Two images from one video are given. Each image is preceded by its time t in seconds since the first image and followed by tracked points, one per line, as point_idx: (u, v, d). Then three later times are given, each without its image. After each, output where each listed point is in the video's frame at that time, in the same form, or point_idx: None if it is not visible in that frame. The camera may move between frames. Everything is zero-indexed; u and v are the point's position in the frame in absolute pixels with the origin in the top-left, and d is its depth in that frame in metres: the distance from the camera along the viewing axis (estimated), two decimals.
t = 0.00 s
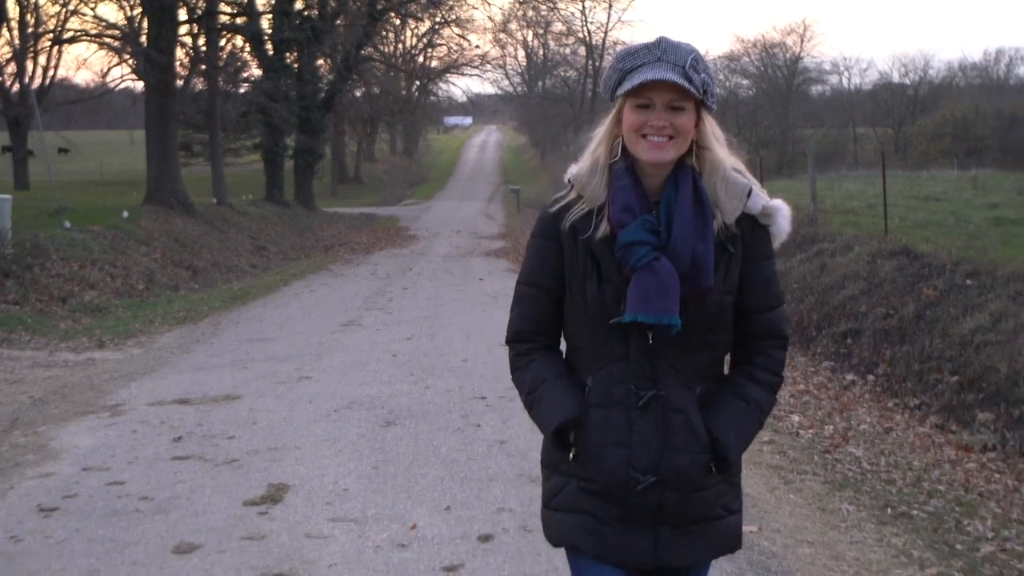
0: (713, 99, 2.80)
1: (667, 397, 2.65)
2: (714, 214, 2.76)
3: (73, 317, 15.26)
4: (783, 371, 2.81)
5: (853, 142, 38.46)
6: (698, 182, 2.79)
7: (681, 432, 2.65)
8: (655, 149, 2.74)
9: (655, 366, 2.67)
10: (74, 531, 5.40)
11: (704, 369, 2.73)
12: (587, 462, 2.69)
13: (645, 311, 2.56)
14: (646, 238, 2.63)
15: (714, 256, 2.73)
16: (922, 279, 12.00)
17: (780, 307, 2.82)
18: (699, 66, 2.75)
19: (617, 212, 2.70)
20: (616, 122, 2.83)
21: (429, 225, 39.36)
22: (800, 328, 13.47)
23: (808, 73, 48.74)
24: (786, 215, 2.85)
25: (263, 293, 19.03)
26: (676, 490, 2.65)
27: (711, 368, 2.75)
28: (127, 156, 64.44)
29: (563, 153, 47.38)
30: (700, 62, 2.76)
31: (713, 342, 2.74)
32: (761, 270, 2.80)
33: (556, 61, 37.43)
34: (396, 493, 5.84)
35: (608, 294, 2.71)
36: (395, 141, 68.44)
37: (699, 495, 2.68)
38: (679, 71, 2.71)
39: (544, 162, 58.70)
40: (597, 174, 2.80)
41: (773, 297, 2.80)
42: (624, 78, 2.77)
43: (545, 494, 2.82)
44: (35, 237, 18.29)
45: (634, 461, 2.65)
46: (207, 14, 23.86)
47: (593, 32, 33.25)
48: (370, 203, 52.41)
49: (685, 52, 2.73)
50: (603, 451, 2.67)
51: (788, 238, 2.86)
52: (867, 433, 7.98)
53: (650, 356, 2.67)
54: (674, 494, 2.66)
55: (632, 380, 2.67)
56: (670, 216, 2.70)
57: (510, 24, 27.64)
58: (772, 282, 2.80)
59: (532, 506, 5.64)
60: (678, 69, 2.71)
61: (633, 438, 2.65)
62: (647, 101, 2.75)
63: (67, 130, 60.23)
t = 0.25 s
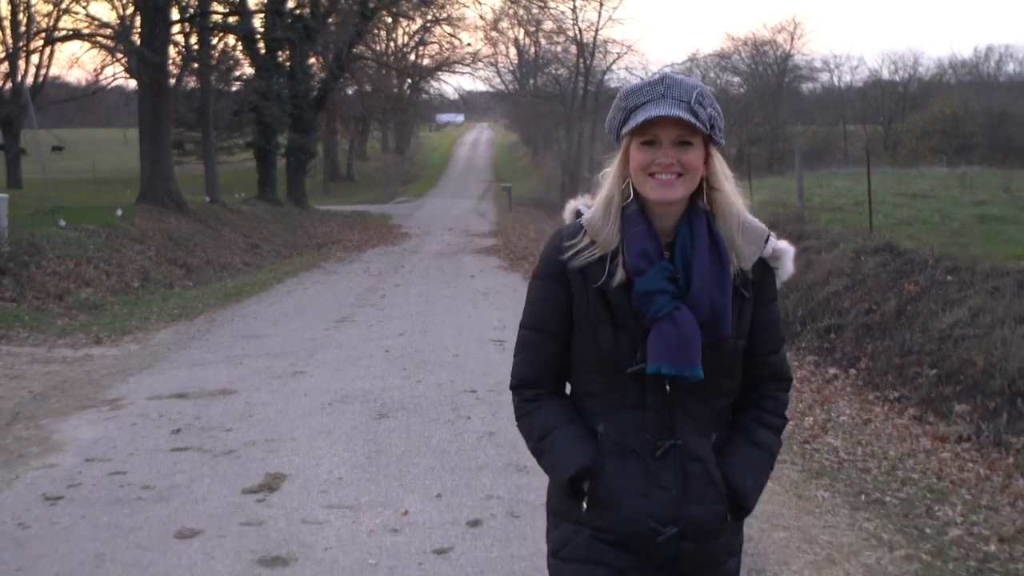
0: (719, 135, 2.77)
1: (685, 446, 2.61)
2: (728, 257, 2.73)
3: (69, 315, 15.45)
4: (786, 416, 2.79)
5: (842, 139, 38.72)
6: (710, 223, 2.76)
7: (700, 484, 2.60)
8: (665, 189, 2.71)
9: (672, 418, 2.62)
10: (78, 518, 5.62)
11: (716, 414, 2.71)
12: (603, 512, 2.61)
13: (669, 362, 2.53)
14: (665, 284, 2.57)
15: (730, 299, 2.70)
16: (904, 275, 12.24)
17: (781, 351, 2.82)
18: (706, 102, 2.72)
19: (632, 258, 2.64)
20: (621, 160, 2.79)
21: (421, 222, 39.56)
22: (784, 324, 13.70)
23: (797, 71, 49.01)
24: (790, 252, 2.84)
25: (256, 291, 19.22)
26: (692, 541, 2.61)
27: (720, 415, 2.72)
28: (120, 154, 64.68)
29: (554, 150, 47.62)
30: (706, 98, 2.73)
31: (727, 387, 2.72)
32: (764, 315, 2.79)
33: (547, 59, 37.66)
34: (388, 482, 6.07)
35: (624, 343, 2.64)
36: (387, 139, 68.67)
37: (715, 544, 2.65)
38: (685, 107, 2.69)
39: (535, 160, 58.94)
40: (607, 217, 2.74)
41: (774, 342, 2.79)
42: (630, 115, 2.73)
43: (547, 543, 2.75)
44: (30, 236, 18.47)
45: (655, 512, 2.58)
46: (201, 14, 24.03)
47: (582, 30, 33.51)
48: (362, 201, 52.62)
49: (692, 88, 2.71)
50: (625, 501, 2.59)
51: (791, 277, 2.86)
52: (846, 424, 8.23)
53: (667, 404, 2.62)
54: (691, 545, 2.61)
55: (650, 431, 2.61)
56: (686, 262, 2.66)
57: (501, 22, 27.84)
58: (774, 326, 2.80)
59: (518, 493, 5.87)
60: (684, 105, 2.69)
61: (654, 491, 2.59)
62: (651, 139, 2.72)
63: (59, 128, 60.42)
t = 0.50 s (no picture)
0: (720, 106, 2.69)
1: (690, 427, 2.51)
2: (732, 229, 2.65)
3: (56, 314, 15.64)
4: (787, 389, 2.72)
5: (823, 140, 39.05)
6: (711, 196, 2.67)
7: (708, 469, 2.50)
8: (668, 160, 2.61)
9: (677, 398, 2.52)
10: (75, 507, 5.85)
11: (719, 392, 2.62)
12: (612, 503, 2.50)
13: (680, 336, 2.43)
14: (670, 258, 2.48)
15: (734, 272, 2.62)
16: (878, 273, 12.51)
17: (780, 323, 2.75)
18: (706, 72, 2.64)
19: (635, 231, 2.54)
20: (618, 132, 2.69)
21: (405, 224, 39.78)
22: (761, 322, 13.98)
23: (780, 72, 49.31)
24: (786, 224, 2.80)
25: (242, 291, 19.40)
26: (707, 524, 2.51)
27: (722, 392, 2.63)
28: (105, 156, 64.94)
29: (537, 152, 47.92)
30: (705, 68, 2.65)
31: (727, 362, 2.63)
32: (763, 287, 2.72)
33: (530, 61, 37.93)
34: (374, 472, 6.30)
35: (626, 321, 2.54)
36: (372, 142, 68.95)
37: (726, 526, 2.55)
38: (687, 76, 2.59)
39: (519, 161, 59.25)
40: (607, 190, 2.63)
41: (774, 314, 2.72)
42: (629, 84, 2.63)
43: (543, 539, 2.63)
44: (17, 236, 18.64)
45: (660, 498, 2.48)
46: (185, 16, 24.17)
47: (565, 32, 33.80)
48: (347, 202, 52.87)
49: (693, 55, 2.62)
50: (632, 489, 2.48)
51: (789, 246, 2.81)
52: (817, 418, 8.51)
53: (671, 381, 2.52)
54: (706, 529, 2.52)
55: (654, 412, 2.50)
56: (691, 233, 2.57)
57: (484, 24, 28.07)
58: (774, 298, 2.73)
59: (499, 482, 6.12)
60: (686, 74, 2.60)
61: (661, 476, 2.48)
62: (652, 110, 2.63)
63: (44, 131, 60.61)
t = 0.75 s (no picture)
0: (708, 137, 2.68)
1: (676, 468, 2.48)
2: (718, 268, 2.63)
3: (26, 316, 15.77)
4: (776, 422, 2.71)
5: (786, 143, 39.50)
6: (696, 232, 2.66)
7: (694, 511, 2.48)
8: (655, 196, 2.60)
9: (662, 439, 2.50)
10: (55, 498, 6.06)
11: (705, 431, 2.60)
12: (600, 549, 2.49)
13: (663, 381, 2.42)
14: (654, 299, 2.47)
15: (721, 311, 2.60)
16: (834, 275, 12.84)
17: (769, 358, 2.73)
18: (696, 105, 2.63)
19: (619, 271, 2.52)
20: (606, 164, 2.68)
21: (372, 226, 40.01)
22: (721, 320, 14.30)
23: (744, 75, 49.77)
24: (774, 258, 2.77)
25: (210, 294, 19.55)
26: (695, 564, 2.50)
27: (710, 431, 2.62)
28: (71, 158, 64.90)
29: (504, 155, 48.17)
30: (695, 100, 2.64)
31: (714, 399, 2.62)
32: (751, 323, 2.70)
33: (497, 64, 38.17)
34: (344, 464, 6.54)
35: (609, 364, 2.52)
36: (338, 144, 69.13)
37: (720, 562, 2.54)
38: (676, 108, 2.58)
39: (486, 164, 59.49)
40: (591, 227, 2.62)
41: (761, 349, 2.70)
42: (616, 118, 2.62)
43: None
44: None
45: (646, 542, 2.46)
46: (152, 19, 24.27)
47: (530, 34, 34.10)
48: (314, 205, 53.03)
49: (681, 89, 2.61)
50: (613, 534, 2.47)
51: (776, 279, 2.77)
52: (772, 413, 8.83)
53: (655, 424, 2.50)
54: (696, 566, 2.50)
55: (636, 455, 2.48)
56: (676, 272, 2.55)
57: (451, 28, 28.25)
58: (759, 335, 2.71)
59: (464, 472, 6.37)
60: (674, 106, 2.59)
61: (643, 525, 2.46)
62: (639, 142, 2.62)
63: (10, 133, 60.55)
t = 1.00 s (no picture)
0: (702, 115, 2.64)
1: (654, 453, 2.47)
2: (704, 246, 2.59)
3: None
4: (775, 416, 2.67)
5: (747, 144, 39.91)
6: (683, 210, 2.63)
7: (669, 501, 2.47)
8: (637, 175, 2.59)
9: (642, 424, 2.49)
10: (28, 489, 6.28)
11: (693, 419, 2.57)
12: (566, 529, 2.50)
13: (635, 360, 2.39)
14: (632, 277, 2.46)
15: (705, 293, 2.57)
16: (789, 273, 13.15)
17: (769, 347, 2.68)
18: (686, 81, 2.60)
19: (598, 249, 2.52)
20: (594, 143, 2.68)
21: (336, 228, 40.20)
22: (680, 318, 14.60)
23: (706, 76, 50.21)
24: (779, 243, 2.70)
25: (175, 295, 19.69)
26: (668, 553, 2.49)
27: (700, 418, 2.59)
28: (32, 159, 64.75)
29: (468, 157, 48.38)
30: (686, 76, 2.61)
31: (705, 386, 2.58)
32: (747, 310, 2.64)
33: (460, 66, 38.37)
34: (308, 457, 6.76)
35: (589, 343, 2.53)
36: (302, 146, 69.28)
37: (696, 556, 2.53)
38: (660, 85, 2.56)
39: (449, 166, 59.66)
40: (574, 203, 2.62)
41: (763, 339, 2.65)
42: (602, 93, 2.61)
43: (515, 558, 2.64)
44: None
45: (620, 527, 2.47)
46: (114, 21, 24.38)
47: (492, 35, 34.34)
48: (278, 207, 53.14)
49: (669, 63, 2.58)
50: (587, 517, 2.47)
51: (778, 270, 2.69)
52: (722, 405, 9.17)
53: (637, 408, 2.50)
54: (670, 556, 2.50)
55: (616, 438, 2.48)
56: (657, 250, 2.53)
57: (414, 31, 28.43)
58: (760, 323, 2.65)
59: (424, 463, 6.62)
60: (660, 83, 2.56)
61: (618, 506, 2.46)
62: (626, 120, 2.61)
63: None
